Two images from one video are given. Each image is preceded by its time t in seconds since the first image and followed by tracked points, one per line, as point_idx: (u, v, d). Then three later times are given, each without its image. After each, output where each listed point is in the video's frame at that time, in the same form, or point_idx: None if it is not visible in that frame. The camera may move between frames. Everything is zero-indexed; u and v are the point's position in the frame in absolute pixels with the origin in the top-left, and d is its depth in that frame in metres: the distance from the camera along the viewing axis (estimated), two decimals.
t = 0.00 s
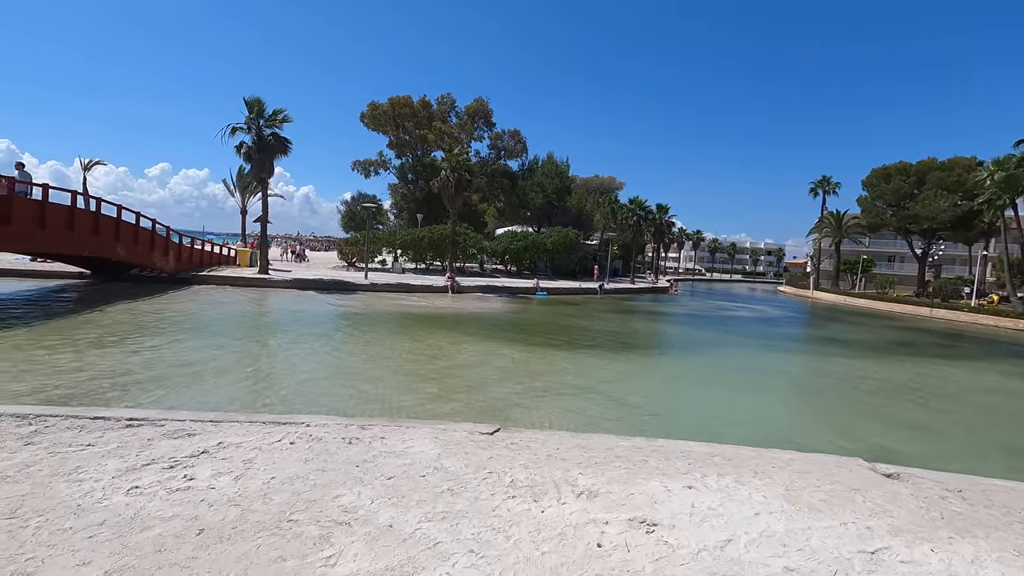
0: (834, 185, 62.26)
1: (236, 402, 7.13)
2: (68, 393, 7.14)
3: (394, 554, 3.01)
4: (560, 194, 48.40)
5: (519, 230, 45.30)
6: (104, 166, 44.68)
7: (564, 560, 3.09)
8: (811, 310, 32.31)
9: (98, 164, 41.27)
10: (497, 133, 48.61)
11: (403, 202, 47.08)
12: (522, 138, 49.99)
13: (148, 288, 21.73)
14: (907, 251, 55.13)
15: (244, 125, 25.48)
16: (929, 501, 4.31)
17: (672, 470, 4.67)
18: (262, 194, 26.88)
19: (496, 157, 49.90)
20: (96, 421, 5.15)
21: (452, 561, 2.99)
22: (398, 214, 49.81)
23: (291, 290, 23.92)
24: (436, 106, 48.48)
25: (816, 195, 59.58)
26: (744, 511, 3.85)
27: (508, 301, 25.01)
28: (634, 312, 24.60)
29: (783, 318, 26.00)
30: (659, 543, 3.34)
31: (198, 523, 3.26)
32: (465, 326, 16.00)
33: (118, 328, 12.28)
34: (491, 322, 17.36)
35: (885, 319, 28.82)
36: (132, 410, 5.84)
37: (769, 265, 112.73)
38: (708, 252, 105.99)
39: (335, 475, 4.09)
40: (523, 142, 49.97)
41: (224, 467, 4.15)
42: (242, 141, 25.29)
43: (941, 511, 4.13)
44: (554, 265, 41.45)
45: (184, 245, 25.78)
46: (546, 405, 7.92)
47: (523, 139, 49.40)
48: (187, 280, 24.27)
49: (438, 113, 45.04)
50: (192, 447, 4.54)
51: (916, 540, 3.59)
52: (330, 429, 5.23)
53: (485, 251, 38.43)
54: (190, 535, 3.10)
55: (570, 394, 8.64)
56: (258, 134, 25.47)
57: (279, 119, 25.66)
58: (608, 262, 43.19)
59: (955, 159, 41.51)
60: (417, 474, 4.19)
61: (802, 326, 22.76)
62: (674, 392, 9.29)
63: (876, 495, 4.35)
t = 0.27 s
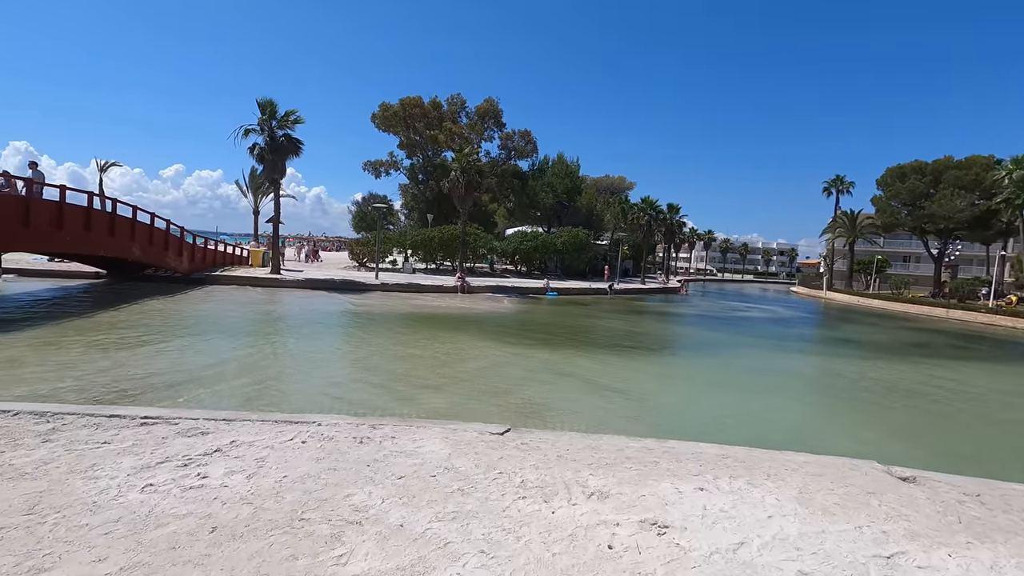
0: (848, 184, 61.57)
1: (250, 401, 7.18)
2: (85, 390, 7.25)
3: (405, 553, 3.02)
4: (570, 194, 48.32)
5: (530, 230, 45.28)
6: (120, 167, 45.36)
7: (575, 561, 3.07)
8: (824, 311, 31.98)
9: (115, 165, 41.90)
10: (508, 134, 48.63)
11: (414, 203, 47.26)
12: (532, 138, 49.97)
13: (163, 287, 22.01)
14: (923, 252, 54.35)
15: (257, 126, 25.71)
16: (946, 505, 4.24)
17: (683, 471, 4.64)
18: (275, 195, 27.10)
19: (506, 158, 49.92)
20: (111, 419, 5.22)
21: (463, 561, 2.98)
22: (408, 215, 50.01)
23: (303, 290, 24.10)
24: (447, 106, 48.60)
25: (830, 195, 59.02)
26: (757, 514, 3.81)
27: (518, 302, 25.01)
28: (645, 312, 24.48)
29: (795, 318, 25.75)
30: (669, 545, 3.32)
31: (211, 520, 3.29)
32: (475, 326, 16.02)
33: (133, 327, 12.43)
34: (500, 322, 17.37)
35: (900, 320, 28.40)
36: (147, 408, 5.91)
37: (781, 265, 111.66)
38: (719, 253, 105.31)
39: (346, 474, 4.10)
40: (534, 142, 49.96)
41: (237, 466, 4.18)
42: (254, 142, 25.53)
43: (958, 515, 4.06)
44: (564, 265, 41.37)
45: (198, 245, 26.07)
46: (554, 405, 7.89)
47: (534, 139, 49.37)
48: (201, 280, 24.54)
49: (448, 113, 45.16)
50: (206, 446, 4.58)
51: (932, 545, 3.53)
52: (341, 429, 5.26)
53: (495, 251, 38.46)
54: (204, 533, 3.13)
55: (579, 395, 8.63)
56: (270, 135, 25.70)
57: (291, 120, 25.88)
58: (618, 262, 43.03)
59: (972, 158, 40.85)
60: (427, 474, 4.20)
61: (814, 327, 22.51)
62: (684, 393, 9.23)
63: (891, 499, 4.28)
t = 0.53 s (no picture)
0: (861, 184, 60.88)
1: (261, 400, 7.22)
2: (100, 388, 7.37)
3: (415, 553, 3.03)
4: (580, 194, 48.22)
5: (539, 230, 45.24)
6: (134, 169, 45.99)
7: (585, 563, 3.06)
8: (837, 312, 31.66)
9: (129, 167, 42.45)
10: (518, 134, 48.64)
11: (424, 203, 47.40)
12: (542, 138, 49.93)
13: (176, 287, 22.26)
14: (938, 252, 53.60)
15: (269, 127, 25.92)
16: (962, 510, 4.18)
17: (694, 473, 4.60)
18: (286, 196, 27.30)
19: (516, 158, 49.92)
20: (127, 417, 5.28)
21: (473, 561, 2.99)
22: (418, 215, 50.17)
23: (314, 290, 24.26)
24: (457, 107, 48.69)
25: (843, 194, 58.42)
26: (770, 517, 3.78)
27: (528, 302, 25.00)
28: (655, 313, 24.35)
29: (807, 319, 25.51)
30: (681, 547, 3.29)
31: (224, 519, 3.31)
32: (485, 326, 16.03)
33: (148, 326, 12.58)
34: (510, 322, 17.38)
35: (915, 321, 28.03)
36: (161, 406, 5.98)
37: (794, 266, 110.64)
38: (730, 253, 104.59)
39: (357, 473, 4.12)
40: (544, 142, 49.92)
41: (249, 464, 4.22)
42: (266, 144, 25.73)
43: (975, 520, 4.00)
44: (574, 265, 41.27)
45: (211, 245, 26.34)
46: (563, 406, 7.87)
47: (543, 140, 49.34)
48: (213, 280, 24.79)
49: (458, 114, 45.25)
50: (219, 444, 4.62)
51: (949, 549, 3.48)
52: (352, 428, 5.28)
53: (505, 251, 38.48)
54: (217, 531, 3.16)
55: (587, 395, 8.62)
56: (282, 136, 25.89)
57: (303, 121, 26.06)
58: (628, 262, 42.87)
59: (989, 157, 40.21)
60: (437, 474, 4.21)
61: (827, 328, 22.28)
62: (693, 394, 9.20)
63: (907, 502, 4.23)
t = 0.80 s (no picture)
0: (875, 183, 60.21)
1: (273, 400, 7.29)
2: (115, 387, 7.48)
3: (425, 553, 3.04)
4: (589, 194, 48.11)
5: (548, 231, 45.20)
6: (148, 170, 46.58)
7: (595, 564, 3.05)
8: (849, 313, 31.34)
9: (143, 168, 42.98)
10: (527, 134, 48.59)
11: (433, 203, 47.53)
12: (551, 138, 49.89)
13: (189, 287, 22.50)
14: (953, 252, 52.88)
15: (280, 128, 26.10)
16: (979, 514, 4.11)
17: (705, 475, 4.57)
18: (297, 196, 27.48)
19: (526, 158, 49.91)
20: (140, 415, 5.35)
21: (483, 561, 2.99)
22: (428, 215, 50.32)
23: (324, 290, 24.41)
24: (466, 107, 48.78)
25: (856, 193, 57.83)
26: (782, 519, 3.74)
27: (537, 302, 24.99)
28: (665, 313, 24.25)
29: (820, 320, 25.25)
30: (692, 549, 3.27)
31: (236, 517, 3.34)
32: (494, 326, 16.05)
33: (161, 326, 12.72)
34: (519, 322, 17.38)
35: (929, 322, 27.68)
36: (175, 405, 6.05)
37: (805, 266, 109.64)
38: (741, 253, 103.87)
39: (367, 473, 4.15)
40: (553, 142, 49.89)
41: (261, 463, 4.25)
42: (278, 144, 25.92)
43: (992, 524, 3.94)
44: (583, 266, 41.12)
45: (223, 246, 26.62)
46: (573, 406, 7.87)
47: (553, 140, 49.31)
48: (225, 280, 25.02)
49: (468, 114, 45.32)
50: (231, 443, 4.66)
51: (965, 555, 3.43)
52: (362, 428, 5.30)
53: (514, 252, 38.49)
54: (229, 529, 3.19)
55: (599, 395, 8.60)
56: (293, 137, 26.07)
57: (314, 122, 26.22)
58: (638, 263, 42.71)
59: (1006, 156, 39.59)
60: (447, 474, 4.21)
61: (840, 329, 22.06)
62: (702, 395, 9.17)
63: (922, 507, 4.17)
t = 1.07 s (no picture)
0: (888, 183, 59.54)
1: (287, 399, 7.35)
2: (129, 385, 7.58)
3: (434, 551, 3.05)
4: (598, 194, 48.01)
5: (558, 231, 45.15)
6: (161, 171, 47.17)
7: (604, 564, 3.05)
8: (862, 313, 31.02)
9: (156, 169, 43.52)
10: (536, 134, 48.56)
11: (442, 203, 47.66)
12: (561, 139, 49.84)
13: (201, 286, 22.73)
14: (969, 252, 52.14)
15: (291, 130, 26.30)
16: (995, 518, 4.05)
17: (715, 476, 4.55)
18: (307, 197, 27.67)
19: (535, 158, 49.90)
20: (154, 413, 5.42)
21: (492, 561, 2.99)
22: (437, 216, 50.46)
23: (334, 290, 24.56)
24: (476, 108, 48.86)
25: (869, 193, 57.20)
26: (792, 521, 3.72)
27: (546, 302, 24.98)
28: (675, 313, 24.13)
29: (832, 321, 25.02)
30: (701, 551, 3.26)
31: (247, 514, 3.37)
32: (503, 326, 16.07)
33: (174, 326, 12.87)
34: (528, 322, 17.38)
35: (944, 323, 27.31)
36: (188, 403, 6.13)
37: (817, 266, 108.62)
38: (752, 253, 103.14)
39: (376, 471, 4.17)
40: (562, 143, 49.85)
41: (272, 461, 4.29)
42: (288, 146, 26.13)
43: (1008, 528, 3.88)
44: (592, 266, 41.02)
45: (235, 246, 26.87)
46: (585, 407, 7.87)
47: (562, 140, 49.27)
48: (237, 280, 25.26)
49: (477, 115, 45.40)
50: (242, 441, 4.71)
51: (980, 558, 3.38)
52: (371, 427, 5.33)
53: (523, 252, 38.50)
54: (240, 526, 3.22)
55: (609, 396, 8.59)
56: (304, 138, 26.27)
57: (324, 123, 26.40)
58: (647, 263, 42.53)
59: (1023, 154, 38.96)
60: (456, 473, 4.23)
61: (852, 330, 21.83)
62: (712, 395, 9.15)
63: (936, 510, 4.12)
